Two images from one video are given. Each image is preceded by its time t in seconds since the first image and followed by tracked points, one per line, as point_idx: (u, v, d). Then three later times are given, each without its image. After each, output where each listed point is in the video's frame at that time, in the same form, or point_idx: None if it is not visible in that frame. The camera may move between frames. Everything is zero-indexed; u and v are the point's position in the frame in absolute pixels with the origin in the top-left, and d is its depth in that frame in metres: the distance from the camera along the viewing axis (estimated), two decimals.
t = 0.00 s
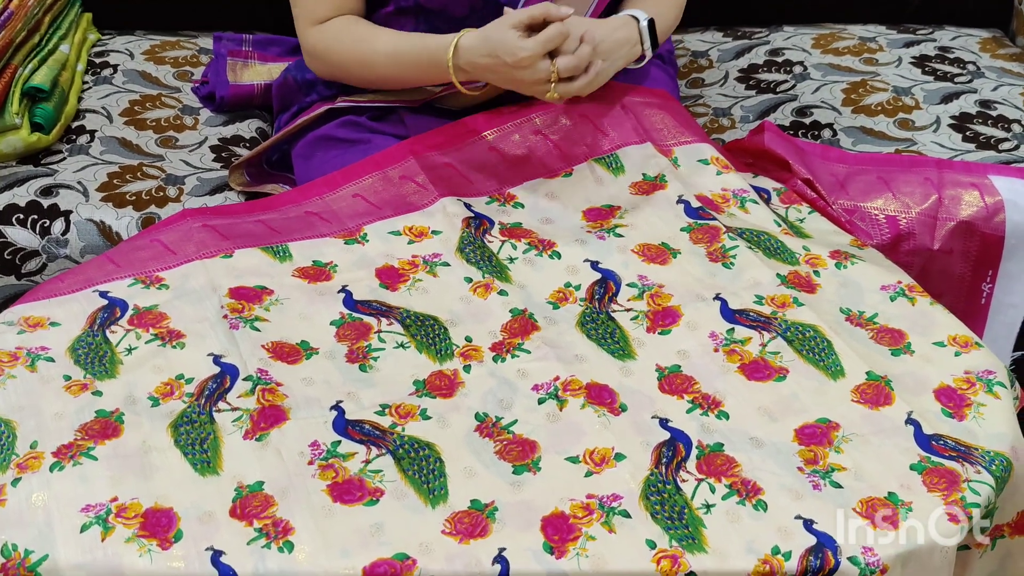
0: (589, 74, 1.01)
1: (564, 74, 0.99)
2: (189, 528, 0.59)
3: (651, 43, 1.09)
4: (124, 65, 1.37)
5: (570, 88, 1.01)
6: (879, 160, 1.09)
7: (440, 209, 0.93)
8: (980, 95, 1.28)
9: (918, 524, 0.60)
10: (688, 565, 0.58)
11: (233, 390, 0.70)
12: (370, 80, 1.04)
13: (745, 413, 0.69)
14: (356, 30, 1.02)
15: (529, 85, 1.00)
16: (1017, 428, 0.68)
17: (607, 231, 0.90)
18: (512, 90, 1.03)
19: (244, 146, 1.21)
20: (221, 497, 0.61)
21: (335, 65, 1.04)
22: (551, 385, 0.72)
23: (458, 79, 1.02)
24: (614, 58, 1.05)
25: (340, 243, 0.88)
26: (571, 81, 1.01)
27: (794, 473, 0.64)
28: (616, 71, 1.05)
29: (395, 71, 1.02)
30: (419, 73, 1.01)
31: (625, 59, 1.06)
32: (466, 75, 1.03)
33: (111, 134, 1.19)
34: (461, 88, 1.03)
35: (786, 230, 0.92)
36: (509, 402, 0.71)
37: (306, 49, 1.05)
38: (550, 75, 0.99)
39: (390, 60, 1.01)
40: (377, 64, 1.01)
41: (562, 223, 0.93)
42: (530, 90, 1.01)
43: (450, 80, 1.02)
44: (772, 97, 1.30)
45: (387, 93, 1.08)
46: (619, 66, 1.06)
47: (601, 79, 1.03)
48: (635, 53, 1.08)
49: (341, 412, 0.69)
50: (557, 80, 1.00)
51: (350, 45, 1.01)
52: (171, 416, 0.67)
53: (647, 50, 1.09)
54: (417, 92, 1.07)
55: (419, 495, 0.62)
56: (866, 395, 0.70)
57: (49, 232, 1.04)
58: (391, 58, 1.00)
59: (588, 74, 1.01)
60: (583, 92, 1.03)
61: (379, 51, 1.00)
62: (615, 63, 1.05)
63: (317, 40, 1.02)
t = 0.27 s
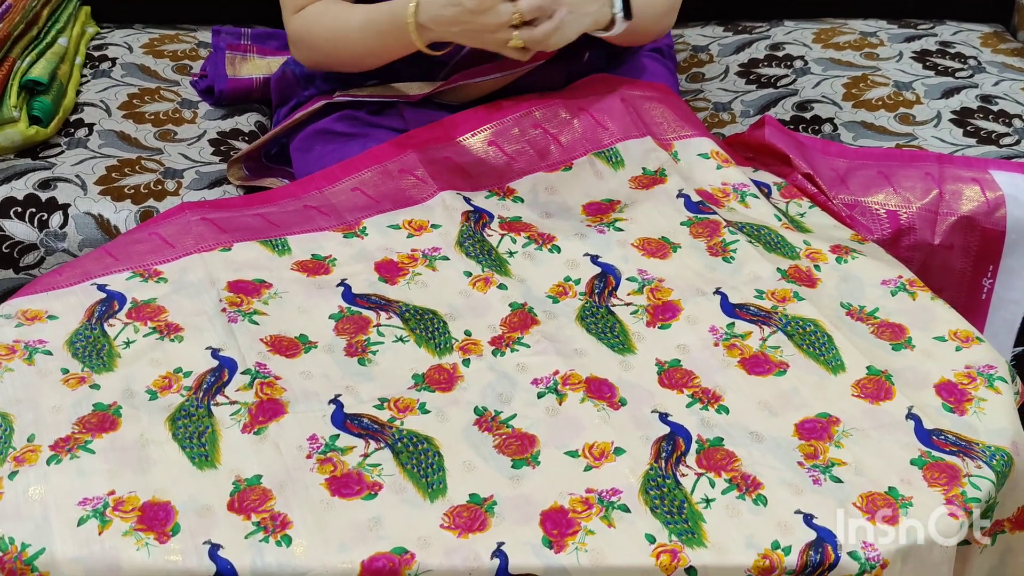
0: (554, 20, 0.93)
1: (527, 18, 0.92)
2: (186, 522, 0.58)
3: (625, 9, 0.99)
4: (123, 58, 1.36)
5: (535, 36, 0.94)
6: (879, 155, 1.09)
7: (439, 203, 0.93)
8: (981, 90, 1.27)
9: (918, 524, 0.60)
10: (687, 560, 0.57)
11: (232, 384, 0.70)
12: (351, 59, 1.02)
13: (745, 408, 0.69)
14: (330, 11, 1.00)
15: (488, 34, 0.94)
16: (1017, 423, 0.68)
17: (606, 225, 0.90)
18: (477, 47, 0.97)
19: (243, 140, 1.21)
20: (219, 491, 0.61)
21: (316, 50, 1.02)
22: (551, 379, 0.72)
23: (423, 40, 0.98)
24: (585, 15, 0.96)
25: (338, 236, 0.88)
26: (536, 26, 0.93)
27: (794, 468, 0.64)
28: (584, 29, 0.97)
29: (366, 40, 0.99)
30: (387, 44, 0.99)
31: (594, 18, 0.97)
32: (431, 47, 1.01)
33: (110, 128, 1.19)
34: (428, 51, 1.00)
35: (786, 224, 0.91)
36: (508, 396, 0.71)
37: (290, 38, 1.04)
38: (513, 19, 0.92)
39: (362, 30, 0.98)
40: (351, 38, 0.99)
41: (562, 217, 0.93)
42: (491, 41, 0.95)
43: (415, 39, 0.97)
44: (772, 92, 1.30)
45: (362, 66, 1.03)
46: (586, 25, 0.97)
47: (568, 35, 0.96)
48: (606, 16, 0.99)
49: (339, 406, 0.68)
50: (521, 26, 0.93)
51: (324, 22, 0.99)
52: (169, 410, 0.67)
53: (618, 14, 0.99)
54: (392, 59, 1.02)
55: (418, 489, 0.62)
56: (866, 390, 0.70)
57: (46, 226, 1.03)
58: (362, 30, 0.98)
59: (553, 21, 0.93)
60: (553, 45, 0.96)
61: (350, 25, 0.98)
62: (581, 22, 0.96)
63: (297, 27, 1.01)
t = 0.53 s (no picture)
0: (484, 64, 0.98)
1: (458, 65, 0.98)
2: (186, 523, 0.59)
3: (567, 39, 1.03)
4: (123, 58, 1.36)
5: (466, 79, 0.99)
6: (879, 156, 1.09)
7: (439, 204, 0.93)
8: (981, 91, 1.27)
9: (918, 524, 0.60)
10: (687, 561, 0.57)
11: (231, 385, 0.70)
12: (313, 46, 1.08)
13: (744, 409, 0.69)
14: None
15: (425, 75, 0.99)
16: (1017, 425, 0.68)
17: (606, 226, 0.90)
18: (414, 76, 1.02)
19: (243, 141, 1.21)
20: (218, 492, 0.61)
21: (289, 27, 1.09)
22: (551, 380, 0.72)
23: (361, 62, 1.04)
24: (519, 48, 1.01)
25: (338, 238, 0.88)
26: (466, 72, 0.99)
27: (793, 469, 0.64)
28: (519, 61, 1.02)
29: (323, 44, 1.05)
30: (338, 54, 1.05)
31: (531, 51, 1.02)
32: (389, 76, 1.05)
33: (110, 128, 1.19)
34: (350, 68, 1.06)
35: (786, 225, 0.91)
36: (508, 397, 0.71)
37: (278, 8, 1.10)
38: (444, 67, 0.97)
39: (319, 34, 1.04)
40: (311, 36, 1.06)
41: (562, 218, 0.93)
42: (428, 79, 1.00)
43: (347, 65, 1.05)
44: (772, 93, 1.30)
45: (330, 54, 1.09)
46: (522, 58, 1.02)
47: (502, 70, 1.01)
48: (545, 48, 1.03)
49: (338, 407, 0.68)
50: (453, 72, 0.98)
51: (295, 14, 1.06)
52: (169, 411, 0.67)
53: (558, 46, 1.03)
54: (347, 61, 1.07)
55: (417, 490, 0.62)
56: (866, 391, 0.70)
57: (47, 227, 1.04)
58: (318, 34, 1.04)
59: (482, 65, 0.98)
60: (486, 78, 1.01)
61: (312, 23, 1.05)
62: (516, 57, 1.02)
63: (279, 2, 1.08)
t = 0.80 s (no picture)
0: (513, 36, 0.97)
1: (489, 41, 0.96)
2: (188, 525, 0.59)
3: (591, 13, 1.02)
4: (125, 61, 1.37)
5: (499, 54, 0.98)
6: (879, 159, 1.09)
7: (440, 207, 0.93)
8: (982, 93, 1.28)
9: (918, 524, 0.60)
10: (687, 564, 0.58)
11: (233, 387, 0.70)
12: (325, 57, 1.06)
13: (745, 412, 0.69)
14: (314, 8, 1.04)
15: (459, 60, 0.98)
16: (1018, 427, 0.68)
17: (607, 229, 0.90)
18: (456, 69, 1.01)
19: (245, 143, 1.21)
20: (220, 494, 0.61)
21: (297, 40, 1.07)
22: (551, 383, 0.72)
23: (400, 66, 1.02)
24: (546, 21, 1.00)
25: (340, 240, 0.88)
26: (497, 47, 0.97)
27: (793, 471, 0.64)
28: (547, 35, 1.00)
29: (339, 51, 1.03)
30: (362, 56, 1.02)
31: (556, 24, 1.01)
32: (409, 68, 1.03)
33: (112, 131, 1.19)
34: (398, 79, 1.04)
35: (787, 228, 0.91)
36: (509, 399, 0.71)
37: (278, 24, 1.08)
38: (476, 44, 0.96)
39: (335, 42, 1.03)
40: (325, 45, 1.04)
41: (563, 220, 0.93)
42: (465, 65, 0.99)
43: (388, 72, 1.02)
44: (773, 96, 1.30)
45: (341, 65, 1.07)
46: (547, 32, 1.00)
47: (532, 44, 1.00)
48: (568, 20, 1.01)
49: (340, 409, 0.69)
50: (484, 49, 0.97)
51: (305, 24, 1.04)
52: (170, 413, 0.67)
53: (582, 19, 1.02)
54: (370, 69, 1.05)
55: (418, 492, 0.62)
56: (866, 394, 0.70)
57: (49, 229, 1.04)
58: (335, 43, 1.03)
59: (511, 37, 0.97)
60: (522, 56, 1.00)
61: (325, 32, 1.03)
62: (543, 29, 1.00)
63: (282, 17, 1.06)
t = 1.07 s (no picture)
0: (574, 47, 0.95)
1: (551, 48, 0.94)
2: (188, 528, 0.59)
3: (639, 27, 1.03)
4: (126, 65, 1.37)
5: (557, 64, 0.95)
6: (878, 163, 1.09)
7: (441, 210, 0.93)
8: (981, 97, 1.28)
9: (919, 524, 0.60)
10: (686, 567, 0.58)
11: (233, 390, 0.70)
12: (346, 69, 1.01)
13: (744, 415, 0.69)
14: (337, 19, 0.99)
15: (516, 64, 0.95)
16: (1017, 430, 0.68)
17: (607, 232, 0.91)
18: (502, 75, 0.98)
19: (245, 147, 1.21)
20: (220, 497, 0.61)
21: (315, 55, 1.01)
22: (551, 386, 0.72)
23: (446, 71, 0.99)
24: (602, 35, 1.00)
25: (340, 244, 0.88)
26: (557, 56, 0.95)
27: (793, 474, 0.64)
28: (602, 48, 1.01)
29: (374, 59, 0.99)
30: (406, 65, 0.99)
31: (611, 39, 1.01)
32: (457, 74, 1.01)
33: (112, 135, 1.19)
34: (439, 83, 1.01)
35: (786, 232, 0.92)
36: (509, 403, 0.71)
37: (286, 37, 1.02)
38: (537, 49, 0.93)
39: (370, 50, 0.98)
40: (357, 55, 0.99)
41: (563, 224, 0.93)
42: (517, 72, 0.96)
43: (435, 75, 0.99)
44: (773, 99, 1.30)
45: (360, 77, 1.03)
46: (604, 45, 1.01)
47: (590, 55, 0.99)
48: (619, 36, 1.02)
49: (340, 412, 0.69)
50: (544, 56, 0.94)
51: (333, 35, 0.98)
52: (171, 416, 0.67)
53: (632, 33, 1.03)
54: (414, 75, 1.01)
55: (418, 496, 0.62)
56: (865, 397, 0.70)
57: (49, 232, 1.04)
58: (373, 49, 0.98)
59: (573, 48, 0.95)
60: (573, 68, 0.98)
61: (361, 41, 0.98)
62: (600, 43, 1.00)
63: (298, 28, 0.99)
